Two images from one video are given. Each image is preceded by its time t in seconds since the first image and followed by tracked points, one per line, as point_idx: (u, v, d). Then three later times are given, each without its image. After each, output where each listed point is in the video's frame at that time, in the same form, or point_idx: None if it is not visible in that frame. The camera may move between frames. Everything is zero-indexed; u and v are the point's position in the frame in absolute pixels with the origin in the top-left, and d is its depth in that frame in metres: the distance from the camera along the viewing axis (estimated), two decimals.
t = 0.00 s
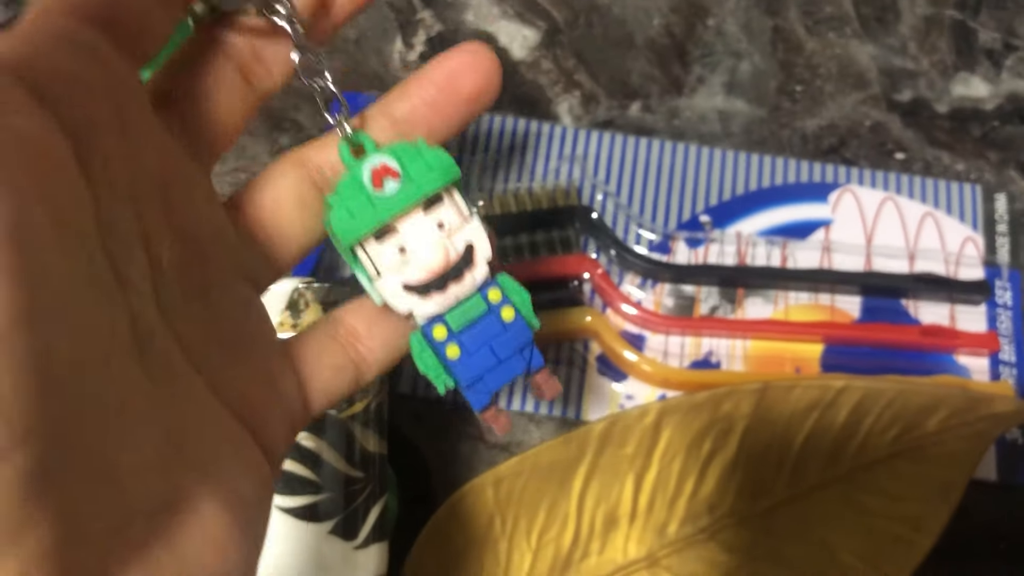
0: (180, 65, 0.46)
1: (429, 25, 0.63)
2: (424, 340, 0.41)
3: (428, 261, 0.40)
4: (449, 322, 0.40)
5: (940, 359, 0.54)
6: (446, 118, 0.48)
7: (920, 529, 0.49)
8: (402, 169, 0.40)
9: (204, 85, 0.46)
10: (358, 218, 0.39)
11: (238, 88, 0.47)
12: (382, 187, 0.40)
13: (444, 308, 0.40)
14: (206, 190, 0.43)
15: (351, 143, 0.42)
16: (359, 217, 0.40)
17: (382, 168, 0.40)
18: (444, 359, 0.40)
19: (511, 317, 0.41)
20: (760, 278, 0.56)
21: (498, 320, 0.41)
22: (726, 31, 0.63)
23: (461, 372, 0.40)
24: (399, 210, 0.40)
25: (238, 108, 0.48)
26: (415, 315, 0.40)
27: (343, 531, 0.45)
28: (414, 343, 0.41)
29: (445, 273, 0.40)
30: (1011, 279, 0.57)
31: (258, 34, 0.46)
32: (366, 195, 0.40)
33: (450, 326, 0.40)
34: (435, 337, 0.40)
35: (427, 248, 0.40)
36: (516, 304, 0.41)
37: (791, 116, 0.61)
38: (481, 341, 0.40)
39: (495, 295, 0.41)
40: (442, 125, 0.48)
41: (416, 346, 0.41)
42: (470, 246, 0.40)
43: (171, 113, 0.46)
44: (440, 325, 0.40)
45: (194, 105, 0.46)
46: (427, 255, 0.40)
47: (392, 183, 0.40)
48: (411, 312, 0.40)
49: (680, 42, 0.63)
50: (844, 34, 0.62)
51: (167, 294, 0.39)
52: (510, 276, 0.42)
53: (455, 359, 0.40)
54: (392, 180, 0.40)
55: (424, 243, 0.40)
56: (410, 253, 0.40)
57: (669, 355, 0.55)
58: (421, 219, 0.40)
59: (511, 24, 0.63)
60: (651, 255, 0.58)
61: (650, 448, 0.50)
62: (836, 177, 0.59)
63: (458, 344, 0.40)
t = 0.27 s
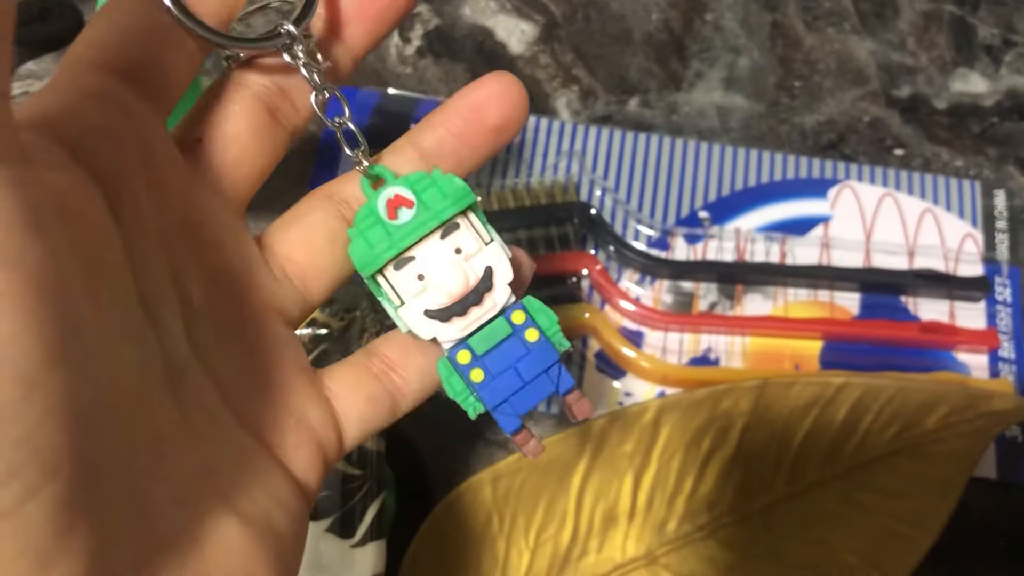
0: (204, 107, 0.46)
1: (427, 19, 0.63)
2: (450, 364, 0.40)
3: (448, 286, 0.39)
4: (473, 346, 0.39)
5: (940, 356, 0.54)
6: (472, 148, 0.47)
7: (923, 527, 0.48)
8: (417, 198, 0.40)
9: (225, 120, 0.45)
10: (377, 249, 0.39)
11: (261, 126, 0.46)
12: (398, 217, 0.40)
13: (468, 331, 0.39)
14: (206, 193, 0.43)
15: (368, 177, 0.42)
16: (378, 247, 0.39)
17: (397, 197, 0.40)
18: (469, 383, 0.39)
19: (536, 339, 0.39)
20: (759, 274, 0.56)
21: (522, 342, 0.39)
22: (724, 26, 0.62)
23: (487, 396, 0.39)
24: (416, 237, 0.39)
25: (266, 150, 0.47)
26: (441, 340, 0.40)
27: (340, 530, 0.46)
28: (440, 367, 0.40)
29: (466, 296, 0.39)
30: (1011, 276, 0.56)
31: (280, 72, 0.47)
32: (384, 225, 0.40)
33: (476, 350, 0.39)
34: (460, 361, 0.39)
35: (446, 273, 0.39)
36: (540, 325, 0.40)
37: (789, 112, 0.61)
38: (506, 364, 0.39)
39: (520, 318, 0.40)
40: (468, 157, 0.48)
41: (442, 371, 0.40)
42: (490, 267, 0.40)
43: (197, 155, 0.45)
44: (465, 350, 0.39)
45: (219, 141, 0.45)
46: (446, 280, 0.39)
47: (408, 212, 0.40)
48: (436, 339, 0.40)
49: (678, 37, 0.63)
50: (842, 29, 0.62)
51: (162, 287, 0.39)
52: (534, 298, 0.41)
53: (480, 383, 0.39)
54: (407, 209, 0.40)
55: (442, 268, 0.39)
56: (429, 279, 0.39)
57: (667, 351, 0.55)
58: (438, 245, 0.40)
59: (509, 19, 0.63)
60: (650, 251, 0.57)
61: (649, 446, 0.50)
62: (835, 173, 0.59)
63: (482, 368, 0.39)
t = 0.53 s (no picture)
0: (216, 102, 0.45)
1: (422, 21, 0.63)
2: (461, 345, 0.40)
3: (464, 269, 0.39)
4: (485, 327, 0.39)
5: (936, 360, 0.54)
6: (466, 132, 0.47)
7: (919, 532, 0.48)
8: (433, 182, 0.39)
9: (235, 114, 0.44)
10: (396, 231, 0.38)
11: (274, 120, 0.45)
12: (416, 201, 0.39)
13: (481, 314, 0.39)
14: (212, 189, 0.43)
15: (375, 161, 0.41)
16: (396, 229, 0.38)
17: (415, 181, 0.39)
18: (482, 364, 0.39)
19: (545, 319, 0.40)
20: (756, 278, 0.56)
21: (532, 324, 0.40)
22: (721, 29, 0.62)
23: (500, 376, 0.39)
24: (435, 220, 0.39)
25: (279, 145, 0.45)
26: (452, 323, 0.39)
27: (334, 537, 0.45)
28: (449, 349, 0.40)
29: (481, 281, 0.39)
30: (1007, 280, 0.56)
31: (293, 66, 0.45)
32: (400, 207, 0.39)
33: (489, 331, 0.39)
34: (473, 343, 0.39)
35: (462, 258, 0.39)
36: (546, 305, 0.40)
37: (786, 115, 0.61)
38: (517, 344, 0.39)
39: (527, 299, 0.40)
40: (460, 142, 0.47)
41: (452, 352, 0.40)
42: (501, 252, 0.40)
43: (206, 148, 0.44)
44: (478, 331, 0.39)
45: (228, 135, 0.44)
46: (462, 264, 0.39)
47: (425, 194, 0.39)
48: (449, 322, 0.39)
49: (675, 39, 0.62)
50: (839, 32, 0.62)
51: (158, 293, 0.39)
52: (539, 282, 0.41)
53: (493, 364, 0.39)
54: (425, 193, 0.39)
55: (456, 252, 0.39)
56: (445, 263, 0.39)
57: (664, 356, 0.55)
58: (453, 230, 0.39)
59: (505, 21, 0.63)
60: (646, 255, 0.57)
61: (646, 452, 0.50)
62: (832, 176, 0.59)
63: (495, 349, 0.39)
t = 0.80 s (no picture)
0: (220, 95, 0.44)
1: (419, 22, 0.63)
2: (471, 339, 0.40)
3: (472, 261, 0.39)
4: (495, 320, 0.39)
5: (935, 362, 0.54)
6: (471, 122, 0.47)
7: (918, 535, 0.48)
8: (440, 173, 0.39)
9: (239, 108, 0.44)
10: (402, 223, 0.38)
11: (280, 113, 0.44)
12: (423, 192, 0.39)
13: (490, 307, 0.39)
14: (212, 185, 0.42)
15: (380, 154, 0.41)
16: (402, 221, 0.38)
17: (421, 173, 0.39)
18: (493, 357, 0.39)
19: (554, 311, 0.40)
20: (755, 281, 0.55)
21: (542, 315, 0.40)
22: (719, 29, 0.62)
23: (511, 369, 0.39)
24: (441, 212, 0.38)
25: (284, 138, 0.45)
26: (461, 315, 0.39)
27: (334, 542, 0.45)
28: (460, 342, 0.40)
29: (490, 272, 0.39)
30: (1006, 281, 0.56)
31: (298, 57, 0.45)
32: (406, 199, 0.38)
33: (498, 323, 0.39)
34: (483, 336, 0.39)
35: (469, 249, 0.39)
36: (556, 297, 0.41)
37: (784, 116, 0.61)
38: (528, 337, 0.40)
39: (536, 291, 0.40)
40: (468, 131, 0.47)
41: (463, 346, 0.40)
42: (509, 243, 0.40)
43: (210, 142, 0.43)
44: (487, 324, 0.39)
45: (233, 129, 0.44)
46: (470, 255, 0.39)
47: (431, 185, 0.39)
48: (459, 314, 0.39)
49: (672, 40, 0.62)
50: (837, 33, 0.62)
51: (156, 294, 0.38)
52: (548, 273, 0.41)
53: (504, 356, 0.39)
54: (431, 185, 0.39)
55: (465, 244, 0.39)
56: (453, 255, 0.39)
57: (663, 358, 0.55)
58: (461, 222, 0.39)
59: (502, 22, 0.62)
60: (645, 257, 0.57)
61: (644, 454, 0.49)
62: (830, 177, 0.59)
63: (506, 341, 0.39)
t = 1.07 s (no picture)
0: (207, 89, 0.45)
1: (417, 23, 0.63)
2: (466, 330, 0.40)
3: (461, 251, 0.39)
4: (488, 311, 0.40)
5: (933, 362, 0.54)
6: (467, 105, 0.47)
7: (915, 535, 0.48)
8: (424, 163, 0.40)
9: (227, 99, 0.44)
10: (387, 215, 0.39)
11: (268, 103, 0.45)
12: (407, 182, 0.39)
13: (482, 297, 0.40)
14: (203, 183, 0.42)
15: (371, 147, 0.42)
16: (387, 213, 0.39)
17: (404, 163, 0.40)
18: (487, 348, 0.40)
19: (550, 299, 0.40)
20: (753, 281, 0.56)
21: (536, 304, 0.40)
22: (717, 30, 0.62)
23: (506, 359, 0.40)
24: (426, 203, 0.39)
25: (273, 129, 0.45)
26: (453, 307, 0.40)
27: (334, 541, 0.45)
28: (455, 334, 0.40)
29: (480, 261, 0.40)
30: (1003, 281, 0.56)
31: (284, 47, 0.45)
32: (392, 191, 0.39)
33: (491, 314, 0.40)
34: (476, 327, 0.40)
35: (458, 238, 0.39)
36: (553, 285, 0.41)
37: (782, 117, 0.61)
38: (522, 327, 0.40)
39: (532, 279, 0.40)
40: (465, 115, 0.47)
41: (457, 338, 0.40)
42: (501, 231, 0.40)
43: (198, 135, 0.43)
44: (480, 315, 0.40)
45: (220, 121, 0.44)
46: (459, 245, 0.39)
47: (416, 177, 0.40)
48: (451, 306, 0.40)
49: (670, 41, 0.62)
50: (834, 34, 0.62)
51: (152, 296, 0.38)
52: (544, 259, 0.41)
53: (498, 347, 0.40)
54: (416, 174, 0.40)
55: (453, 234, 0.40)
56: (441, 245, 0.40)
57: (661, 358, 0.55)
58: (449, 211, 0.40)
59: (500, 23, 0.62)
60: (643, 257, 0.57)
61: (643, 454, 0.49)
62: (827, 178, 0.59)
63: (499, 332, 0.40)
